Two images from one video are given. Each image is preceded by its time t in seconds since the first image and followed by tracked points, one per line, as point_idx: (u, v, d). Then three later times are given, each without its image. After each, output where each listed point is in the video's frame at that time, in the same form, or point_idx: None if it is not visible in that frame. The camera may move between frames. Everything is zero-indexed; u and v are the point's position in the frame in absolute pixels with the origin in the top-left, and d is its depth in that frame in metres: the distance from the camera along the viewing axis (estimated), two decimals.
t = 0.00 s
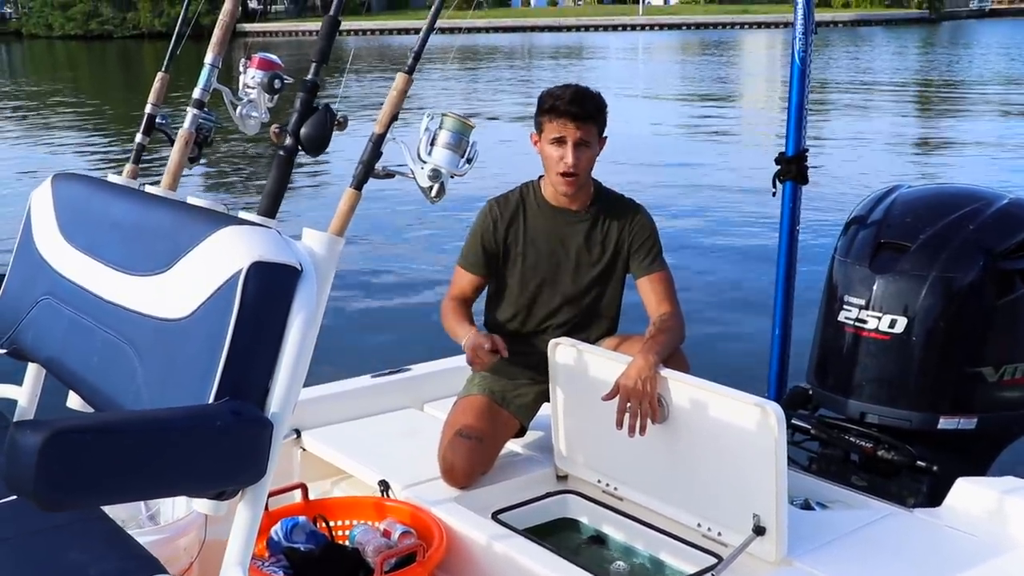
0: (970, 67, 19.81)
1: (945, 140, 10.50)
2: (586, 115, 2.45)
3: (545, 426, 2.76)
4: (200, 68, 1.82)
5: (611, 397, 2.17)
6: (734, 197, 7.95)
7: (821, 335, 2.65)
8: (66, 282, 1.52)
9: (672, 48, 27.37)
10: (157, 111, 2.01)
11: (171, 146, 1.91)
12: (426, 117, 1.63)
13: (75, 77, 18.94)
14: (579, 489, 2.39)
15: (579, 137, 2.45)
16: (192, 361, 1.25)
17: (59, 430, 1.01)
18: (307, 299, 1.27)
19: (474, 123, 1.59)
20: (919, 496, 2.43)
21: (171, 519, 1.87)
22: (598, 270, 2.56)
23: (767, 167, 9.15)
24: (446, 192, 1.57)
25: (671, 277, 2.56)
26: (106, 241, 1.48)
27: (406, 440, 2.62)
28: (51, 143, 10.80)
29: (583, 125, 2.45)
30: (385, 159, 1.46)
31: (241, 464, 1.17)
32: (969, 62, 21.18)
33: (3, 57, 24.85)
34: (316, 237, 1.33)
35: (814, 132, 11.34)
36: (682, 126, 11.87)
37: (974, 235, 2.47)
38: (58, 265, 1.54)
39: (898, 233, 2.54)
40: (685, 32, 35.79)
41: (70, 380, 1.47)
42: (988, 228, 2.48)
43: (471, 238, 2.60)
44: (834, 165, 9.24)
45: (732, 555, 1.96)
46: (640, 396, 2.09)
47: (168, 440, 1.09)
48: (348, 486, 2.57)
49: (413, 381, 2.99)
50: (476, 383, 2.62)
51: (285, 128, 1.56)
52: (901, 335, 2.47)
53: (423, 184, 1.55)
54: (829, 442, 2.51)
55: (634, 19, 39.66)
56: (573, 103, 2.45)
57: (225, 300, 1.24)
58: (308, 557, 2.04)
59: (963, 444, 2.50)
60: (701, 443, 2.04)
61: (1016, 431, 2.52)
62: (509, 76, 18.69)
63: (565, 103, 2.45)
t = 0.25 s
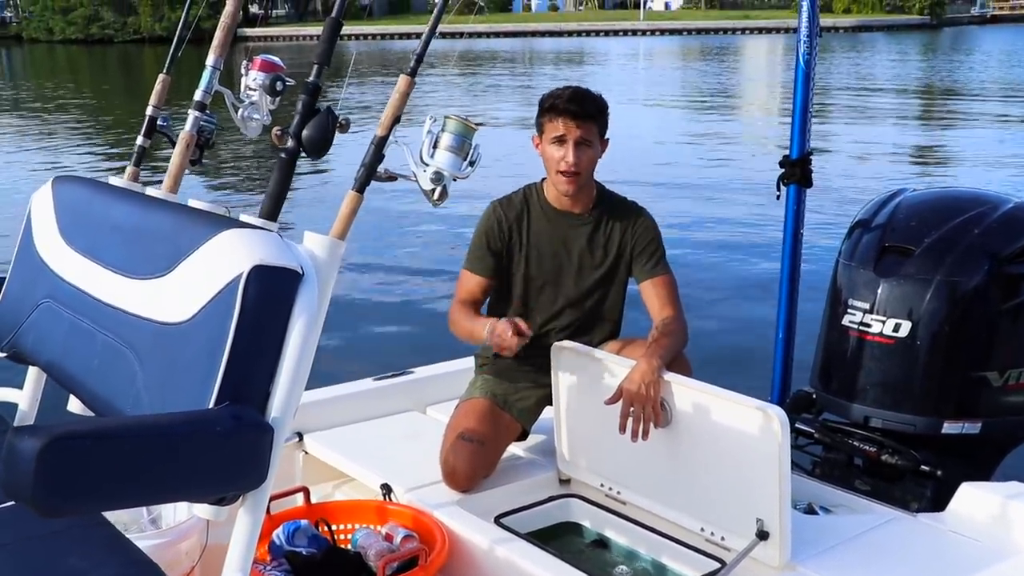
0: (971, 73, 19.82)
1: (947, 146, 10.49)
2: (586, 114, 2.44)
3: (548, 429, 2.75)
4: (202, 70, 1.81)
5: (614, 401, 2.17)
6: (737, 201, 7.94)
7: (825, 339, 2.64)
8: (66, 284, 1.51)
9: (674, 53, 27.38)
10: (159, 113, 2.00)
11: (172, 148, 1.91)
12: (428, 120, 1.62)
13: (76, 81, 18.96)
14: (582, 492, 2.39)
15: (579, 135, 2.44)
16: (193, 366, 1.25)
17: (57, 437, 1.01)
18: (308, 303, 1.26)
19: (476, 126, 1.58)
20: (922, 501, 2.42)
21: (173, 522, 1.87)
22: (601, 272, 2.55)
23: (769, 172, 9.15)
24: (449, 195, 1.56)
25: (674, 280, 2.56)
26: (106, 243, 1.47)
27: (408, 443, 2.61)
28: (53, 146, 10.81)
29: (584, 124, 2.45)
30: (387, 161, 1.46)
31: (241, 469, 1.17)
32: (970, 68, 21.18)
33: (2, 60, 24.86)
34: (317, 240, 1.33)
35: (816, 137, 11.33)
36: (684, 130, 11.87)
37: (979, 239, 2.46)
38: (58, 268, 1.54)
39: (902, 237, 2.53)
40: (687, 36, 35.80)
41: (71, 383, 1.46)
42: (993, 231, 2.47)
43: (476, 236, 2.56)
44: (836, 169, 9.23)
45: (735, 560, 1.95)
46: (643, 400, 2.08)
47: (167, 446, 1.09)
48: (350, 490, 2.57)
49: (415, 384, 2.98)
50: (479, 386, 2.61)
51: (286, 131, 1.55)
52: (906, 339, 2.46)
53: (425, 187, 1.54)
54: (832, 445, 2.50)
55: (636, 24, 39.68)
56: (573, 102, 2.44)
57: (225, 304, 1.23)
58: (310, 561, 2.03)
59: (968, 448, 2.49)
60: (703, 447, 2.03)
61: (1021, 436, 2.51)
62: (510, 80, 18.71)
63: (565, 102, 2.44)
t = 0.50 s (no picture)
0: (970, 78, 19.84)
1: (947, 151, 10.49)
2: (582, 113, 2.43)
3: (549, 432, 2.75)
4: (202, 71, 1.80)
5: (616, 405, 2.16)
6: (737, 205, 7.94)
7: (827, 343, 2.63)
8: (64, 286, 1.51)
9: (674, 57, 27.40)
10: (159, 114, 1.99)
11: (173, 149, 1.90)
12: (430, 122, 1.62)
13: (77, 84, 18.98)
14: (583, 496, 2.38)
15: (578, 135, 2.42)
16: (192, 369, 1.24)
17: (54, 440, 1.01)
18: (308, 306, 1.25)
19: (478, 129, 1.58)
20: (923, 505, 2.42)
21: (172, 525, 1.87)
22: (602, 274, 2.53)
23: (769, 176, 9.15)
24: (451, 198, 1.55)
25: (676, 283, 2.56)
26: (105, 245, 1.47)
27: (408, 446, 2.61)
28: (53, 148, 10.81)
29: (580, 123, 2.43)
30: (388, 164, 1.45)
31: (241, 473, 1.16)
32: (968, 73, 21.22)
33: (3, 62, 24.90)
34: (318, 243, 1.32)
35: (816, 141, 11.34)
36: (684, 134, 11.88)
37: (982, 243, 2.45)
38: (57, 270, 1.53)
39: (905, 241, 2.52)
40: (686, 40, 35.86)
41: (69, 386, 1.46)
42: (997, 236, 2.46)
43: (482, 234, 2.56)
44: (836, 173, 9.23)
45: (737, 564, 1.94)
46: (645, 404, 2.07)
47: (165, 450, 1.08)
48: (350, 492, 2.56)
49: (416, 386, 2.97)
50: (480, 389, 2.60)
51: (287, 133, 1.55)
52: (908, 343, 2.45)
53: (427, 191, 1.53)
54: (834, 450, 2.49)
55: (636, 28, 39.71)
56: (567, 102, 2.43)
57: (224, 307, 1.22)
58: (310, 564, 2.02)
59: (970, 453, 2.48)
60: (705, 451, 2.02)
61: None
62: (510, 84, 18.74)
63: (560, 103, 2.43)
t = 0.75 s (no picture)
0: (966, 80, 19.89)
1: (945, 152, 10.50)
2: (596, 117, 2.45)
3: (547, 435, 2.74)
4: (199, 73, 1.80)
5: (616, 408, 2.15)
6: (735, 207, 7.95)
7: (826, 346, 2.63)
8: (61, 290, 1.50)
9: (670, 58, 27.43)
10: (156, 116, 1.99)
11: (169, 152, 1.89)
12: (429, 125, 1.61)
13: (72, 86, 18.99)
14: (581, 500, 2.37)
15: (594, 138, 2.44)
16: (188, 375, 1.23)
17: (48, 448, 1.01)
18: (306, 311, 1.24)
19: (478, 133, 1.57)
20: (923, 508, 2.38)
21: (169, 528, 1.88)
22: (602, 279, 2.53)
23: (767, 178, 9.14)
24: (449, 203, 1.55)
25: (675, 287, 2.56)
26: (101, 250, 1.46)
27: (407, 448, 2.60)
28: (49, 150, 10.80)
29: (594, 127, 2.45)
30: (386, 168, 1.44)
31: (236, 479, 1.16)
32: (965, 75, 21.25)
33: None
34: (315, 249, 1.32)
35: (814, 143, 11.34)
36: (682, 136, 11.87)
37: (981, 246, 2.45)
38: (53, 274, 1.53)
39: (905, 244, 2.52)
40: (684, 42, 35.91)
41: (66, 391, 1.45)
42: (996, 239, 2.46)
43: (489, 236, 2.54)
44: (834, 175, 9.23)
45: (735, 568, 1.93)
46: (644, 408, 2.07)
47: (159, 457, 1.08)
48: (347, 495, 2.55)
49: (415, 389, 2.96)
50: (479, 392, 2.60)
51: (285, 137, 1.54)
52: (907, 346, 2.44)
53: (425, 195, 1.53)
54: (833, 453, 2.49)
55: (632, 29, 39.78)
56: (582, 105, 2.44)
57: (221, 313, 1.22)
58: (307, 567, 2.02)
59: (969, 456, 2.47)
60: (704, 455, 2.02)
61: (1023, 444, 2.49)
62: (507, 85, 18.73)
63: (576, 106, 2.44)
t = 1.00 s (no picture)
0: (964, 88, 19.92)
1: (941, 160, 10.52)
2: (587, 121, 2.41)
3: (544, 439, 2.73)
4: (201, 72, 1.79)
5: (614, 413, 2.15)
6: (732, 213, 7.95)
7: (825, 354, 2.62)
8: (59, 287, 1.49)
9: (669, 63, 27.46)
10: (157, 115, 1.98)
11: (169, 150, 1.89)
12: (430, 127, 1.61)
13: (70, 83, 18.97)
14: (578, 505, 2.36)
15: (581, 141, 2.41)
16: (184, 374, 1.23)
17: (43, 446, 1.00)
18: (304, 311, 1.24)
19: (479, 135, 1.56)
20: (920, 517, 2.38)
21: (163, 528, 1.87)
22: (600, 285, 2.52)
23: (764, 184, 9.15)
24: (449, 205, 1.54)
25: (675, 293, 2.56)
26: (100, 248, 1.45)
27: (404, 451, 2.59)
28: (47, 149, 10.78)
29: (584, 130, 2.42)
30: (387, 170, 1.44)
31: (232, 480, 1.15)
32: (962, 83, 21.28)
33: None
34: (314, 248, 1.31)
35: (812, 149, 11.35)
36: (680, 141, 11.87)
37: (981, 254, 2.44)
38: (51, 271, 1.52)
39: (905, 252, 2.51)
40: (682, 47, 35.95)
41: (62, 389, 1.44)
42: (996, 248, 2.46)
43: (486, 241, 2.53)
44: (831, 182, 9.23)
45: None
46: (642, 413, 2.06)
47: (155, 457, 1.08)
48: (343, 497, 2.54)
49: (412, 391, 2.95)
50: (476, 395, 2.59)
51: (286, 136, 1.53)
52: (906, 354, 2.44)
53: (425, 197, 1.52)
54: (831, 460, 2.48)
55: (631, 34, 39.84)
56: (574, 108, 2.42)
57: (218, 312, 1.21)
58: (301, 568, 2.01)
59: (967, 465, 2.46)
60: (702, 461, 2.01)
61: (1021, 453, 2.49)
62: (506, 89, 18.74)
63: (566, 108, 2.42)
